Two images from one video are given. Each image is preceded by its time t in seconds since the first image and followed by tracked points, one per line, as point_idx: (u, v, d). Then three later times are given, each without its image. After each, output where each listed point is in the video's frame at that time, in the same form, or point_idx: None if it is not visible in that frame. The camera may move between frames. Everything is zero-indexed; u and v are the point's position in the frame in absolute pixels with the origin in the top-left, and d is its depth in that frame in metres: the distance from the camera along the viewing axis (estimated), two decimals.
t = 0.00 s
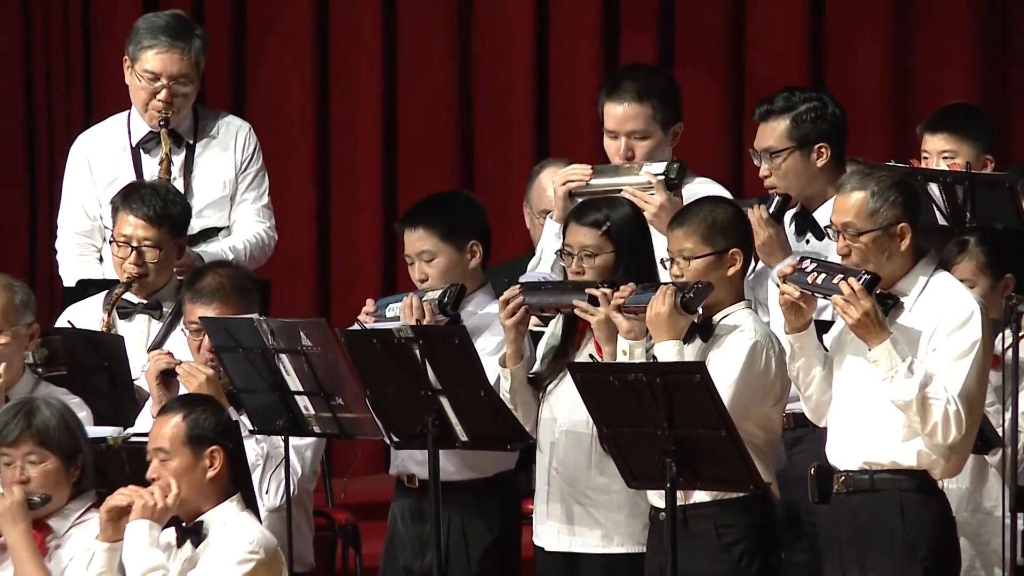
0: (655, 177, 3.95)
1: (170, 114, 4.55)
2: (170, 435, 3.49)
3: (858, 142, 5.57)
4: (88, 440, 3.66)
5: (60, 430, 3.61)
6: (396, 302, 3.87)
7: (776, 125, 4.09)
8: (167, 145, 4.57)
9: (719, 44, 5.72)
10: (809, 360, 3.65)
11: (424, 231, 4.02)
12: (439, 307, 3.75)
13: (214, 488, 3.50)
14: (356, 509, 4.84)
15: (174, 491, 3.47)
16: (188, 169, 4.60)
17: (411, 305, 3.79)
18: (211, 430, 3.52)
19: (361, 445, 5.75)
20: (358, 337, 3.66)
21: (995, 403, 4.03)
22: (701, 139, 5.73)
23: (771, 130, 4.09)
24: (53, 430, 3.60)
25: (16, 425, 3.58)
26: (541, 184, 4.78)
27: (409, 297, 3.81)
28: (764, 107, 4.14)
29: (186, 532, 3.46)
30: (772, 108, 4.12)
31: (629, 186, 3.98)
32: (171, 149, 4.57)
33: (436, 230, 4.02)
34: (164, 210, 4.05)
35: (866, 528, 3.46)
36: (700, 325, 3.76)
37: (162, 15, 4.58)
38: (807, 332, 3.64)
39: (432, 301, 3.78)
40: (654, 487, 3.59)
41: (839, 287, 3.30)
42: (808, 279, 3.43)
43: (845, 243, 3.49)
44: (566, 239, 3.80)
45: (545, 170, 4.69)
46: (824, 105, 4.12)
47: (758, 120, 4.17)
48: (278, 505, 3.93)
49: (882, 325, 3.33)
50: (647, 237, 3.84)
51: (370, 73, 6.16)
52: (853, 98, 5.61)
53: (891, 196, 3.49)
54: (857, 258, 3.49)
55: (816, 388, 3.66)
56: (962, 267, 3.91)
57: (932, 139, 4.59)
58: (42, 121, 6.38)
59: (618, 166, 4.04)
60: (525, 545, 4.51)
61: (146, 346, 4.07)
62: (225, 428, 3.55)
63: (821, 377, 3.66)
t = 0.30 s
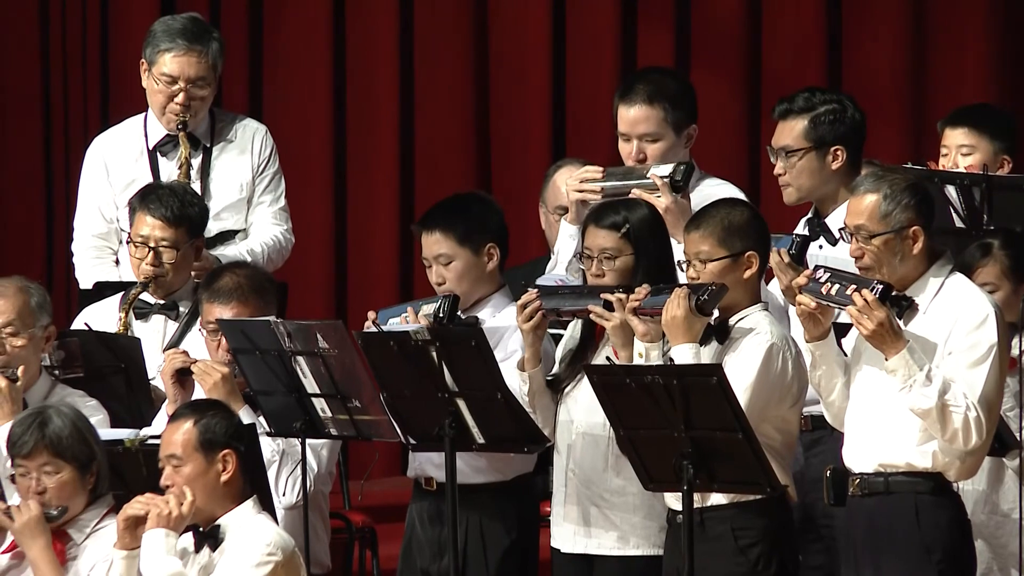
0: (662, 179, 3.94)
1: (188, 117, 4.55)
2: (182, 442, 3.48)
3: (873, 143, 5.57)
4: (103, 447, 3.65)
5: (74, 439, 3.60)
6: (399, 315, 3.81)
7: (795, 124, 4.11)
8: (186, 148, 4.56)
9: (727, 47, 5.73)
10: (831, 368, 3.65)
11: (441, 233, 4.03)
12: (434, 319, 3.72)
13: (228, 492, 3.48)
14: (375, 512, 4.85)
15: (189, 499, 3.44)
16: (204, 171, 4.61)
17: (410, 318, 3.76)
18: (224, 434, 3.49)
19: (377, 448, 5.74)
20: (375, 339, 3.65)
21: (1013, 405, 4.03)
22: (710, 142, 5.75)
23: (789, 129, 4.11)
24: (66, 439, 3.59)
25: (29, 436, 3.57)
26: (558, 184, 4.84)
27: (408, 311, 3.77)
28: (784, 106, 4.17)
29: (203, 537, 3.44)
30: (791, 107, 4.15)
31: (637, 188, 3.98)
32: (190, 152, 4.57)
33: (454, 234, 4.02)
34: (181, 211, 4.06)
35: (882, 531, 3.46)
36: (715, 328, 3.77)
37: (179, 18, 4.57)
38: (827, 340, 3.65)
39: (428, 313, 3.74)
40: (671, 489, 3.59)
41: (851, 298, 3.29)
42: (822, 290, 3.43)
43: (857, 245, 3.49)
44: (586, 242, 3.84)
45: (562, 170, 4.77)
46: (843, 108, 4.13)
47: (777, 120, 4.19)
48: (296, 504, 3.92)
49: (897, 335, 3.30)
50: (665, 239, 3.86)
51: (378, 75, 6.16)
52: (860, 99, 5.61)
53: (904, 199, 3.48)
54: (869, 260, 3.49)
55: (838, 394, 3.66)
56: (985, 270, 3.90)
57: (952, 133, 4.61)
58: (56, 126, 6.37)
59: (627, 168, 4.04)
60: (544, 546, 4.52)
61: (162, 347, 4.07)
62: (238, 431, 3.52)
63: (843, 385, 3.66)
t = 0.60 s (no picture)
0: (671, 181, 3.97)
1: (206, 121, 4.55)
2: (197, 444, 3.46)
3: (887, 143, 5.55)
4: (122, 449, 3.65)
5: (93, 439, 3.60)
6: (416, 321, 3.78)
7: (812, 128, 4.11)
8: (206, 152, 4.57)
9: (738, 48, 5.73)
10: (843, 370, 3.64)
11: (453, 238, 4.03)
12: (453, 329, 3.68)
13: (245, 494, 3.46)
14: (392, 514, 4.87)
15: (205, 502, 3.44)
16: (225, 174, 4.62)
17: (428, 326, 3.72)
18: (239, 437, 3.48)
19: (395, 450, 5.75)
20: (390, 342, 3.64)
21: None
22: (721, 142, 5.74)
23: (806, 134, 4.10)
24: (85, 440, 3.59)
25: (49, 436, 3.58)
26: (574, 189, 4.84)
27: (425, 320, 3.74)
28: (800, 111, 4.16)
29: (221, 540, 3.42)
30: (808, 112, 4.14)
31: (649, 189, 4.01)
32: (209, 156, 4.58)
33: (467, 240, 4.02)
34: (196, 215, 4.06)
35: (897, 534, 3.46)
36: (730, 330, 3.77)
37: (198, 21, 4.58)
38: (839, 342, 3.62)
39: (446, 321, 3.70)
40: (686, 492, 3.59)
41: (868, 299, 3.29)
42: (837, 292, 3.43)
43: (875, 247, 3.49)
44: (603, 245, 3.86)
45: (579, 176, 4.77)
46: (860, 112, 4.12)
47: (795, 124, 4.19)
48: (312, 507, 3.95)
49: (911, 336, 3.30)
50: (682, 242, 3.87)
51: (390, 76, 6.17)
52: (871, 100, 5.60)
53: (923, 201, 3.48)
54: (887, 263, 3.49)
55: (850, 397, 3.65)
56: (1001, 272, 3.81)
57: (963, 133, 4.60)
58: (75, 131, 6.46)
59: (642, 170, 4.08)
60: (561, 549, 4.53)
61: (179, 351, 4.08)
62: (253, 433, 3.50)
63: (855, 387, 3.65)
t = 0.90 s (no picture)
0: (681, 183, 3.96)
1: (223, 119, 4.57)
2: (218, 441, 3.45)
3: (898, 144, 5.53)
4: (137, 448, 3.65)
5: (108, 435, 3.60)
6: (437, 313, 3.78)
7: (832, 125, 4.14)
8: (222, 153, 4.57)
9: (749, 49, 5.73)
10: (853, 364, 3.65)
11: (464, 240, 4.03)
12: (477, 320, 3.70)
13: (262, 492, 3.46)
14: (404, 515, 4.89)
15: (223, 496, 3.43)
16: (241, 171, 4.61)
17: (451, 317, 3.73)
18: (260, 434, 3.48)
19: (408, 450, 5.75)
20: (403, 343, 3.65)
21: None
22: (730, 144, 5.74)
23: (827, 130, 4.14)
24: (100, 435, 3.59)
25: (63, 427, 3.57)
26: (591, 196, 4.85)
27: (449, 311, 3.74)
28: (820, 106, 4.20)
29: (236, 537, 3.42)
30: (827, 109, 4.17)
31: (662, 192, 4.03)
32: (226, 156, 4.57)
33: (476, 241, 4.03)
34: (211, 215, 4.06)
35: (909, 535, 3.46)
36: (743, 331, 3.76)
37: (213, 16, 4.59)
38: (851, 337, 3.64)
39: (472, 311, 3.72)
40: (699, 493, 3.59)
41: (884, 293, 3.28)
42: (853, 285, 3.40)
43: (889, 248, 3.49)
44: (616, 246, 3.87)
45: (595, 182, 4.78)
46: (880, 110, 4.15)
47: (814, 120, 4.22)
48: (324, 509, 3.95)
49: (927, 331, 3.31)
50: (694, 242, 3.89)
51: (401, 77, 6.18)
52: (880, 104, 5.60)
53: (938, 203, 3.49)
54: (901, 263, 3.48)
55: (859, 392, 3.67)
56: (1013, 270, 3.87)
57: (969, 141, 4.55)
58: (87, 132, 6.47)
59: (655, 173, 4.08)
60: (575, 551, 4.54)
61: (192, 350, 4.07)
62: (274, 431, 3.50)
63: (864, 381, 3.66)
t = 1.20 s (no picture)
0: (695, 189, 3.97)
1: (235, 118, 4.56)
2: (218, 449, 3.46)
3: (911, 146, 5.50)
4: (150, 450, 3.64)
5: (121, 438, 3.59)
6: (452, 312, 3.76)
7: (844, 127, 4.15)
8: (234, 151, 4.57)
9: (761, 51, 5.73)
10: (866, 366, 3.63)
11: (473, 241, 4.02)
12: (491, 319, 3.70)
13: (268, 495, 3.46)
14: (416, 515, 4.91)
15: (230, 504, 3.43)
16: (254, 172, 4.61)
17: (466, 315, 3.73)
18: (260, 438, 3.47)
19: (419, 452, 5.75)
20: (414, 342, 3.66)
21: None
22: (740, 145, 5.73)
23: (839, 132, 4.14)
24: (113, 437, 3.58)
25: (76, 429, 3.57)
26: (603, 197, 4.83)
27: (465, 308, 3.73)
28: (832, 108, 4.20)
29: (246, 542, 3.42)
30: (839, 110, 4.18)
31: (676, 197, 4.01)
32: (238, 155, 4.58)
33: (486, 242, 4.02)
34: (225, 215, 4.06)
35: (921, 535, 3.46)
36: (754, 331, 3.74)
37: (229, 15, 4.59)
38: (862, 338, 3.62)
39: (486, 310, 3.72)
40: (711, 493, 3.59)
41: (897, 292, 3.28)
42: (864, 286, 3.40)
43: (900, 249, 3.49)
44: (627, 245, 3.88)
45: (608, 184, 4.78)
46: (892, 108, 4.16)
47: (826, 122, 4.23)
48: (336, 509, 3.96)
49: (939, 330, 3.30)
50: (707, 241, 3.89)
51: (413, 79, 6.18)
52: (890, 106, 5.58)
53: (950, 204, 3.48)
54: (912, 264, 3.48)
55: (872, 393, 3.64)
56: None
57: (981, 148, 4.50)
58: (98, 132, 6.50)
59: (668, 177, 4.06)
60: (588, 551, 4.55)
61: (204, 351, 4.08)
62: (274, 433, 3.49)
63: (877, 382, 3.63)
